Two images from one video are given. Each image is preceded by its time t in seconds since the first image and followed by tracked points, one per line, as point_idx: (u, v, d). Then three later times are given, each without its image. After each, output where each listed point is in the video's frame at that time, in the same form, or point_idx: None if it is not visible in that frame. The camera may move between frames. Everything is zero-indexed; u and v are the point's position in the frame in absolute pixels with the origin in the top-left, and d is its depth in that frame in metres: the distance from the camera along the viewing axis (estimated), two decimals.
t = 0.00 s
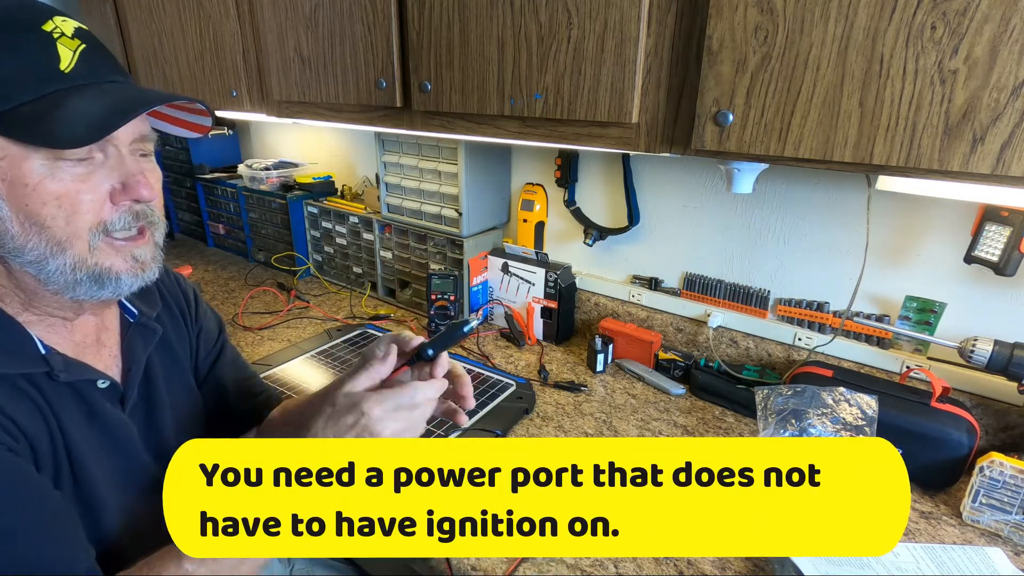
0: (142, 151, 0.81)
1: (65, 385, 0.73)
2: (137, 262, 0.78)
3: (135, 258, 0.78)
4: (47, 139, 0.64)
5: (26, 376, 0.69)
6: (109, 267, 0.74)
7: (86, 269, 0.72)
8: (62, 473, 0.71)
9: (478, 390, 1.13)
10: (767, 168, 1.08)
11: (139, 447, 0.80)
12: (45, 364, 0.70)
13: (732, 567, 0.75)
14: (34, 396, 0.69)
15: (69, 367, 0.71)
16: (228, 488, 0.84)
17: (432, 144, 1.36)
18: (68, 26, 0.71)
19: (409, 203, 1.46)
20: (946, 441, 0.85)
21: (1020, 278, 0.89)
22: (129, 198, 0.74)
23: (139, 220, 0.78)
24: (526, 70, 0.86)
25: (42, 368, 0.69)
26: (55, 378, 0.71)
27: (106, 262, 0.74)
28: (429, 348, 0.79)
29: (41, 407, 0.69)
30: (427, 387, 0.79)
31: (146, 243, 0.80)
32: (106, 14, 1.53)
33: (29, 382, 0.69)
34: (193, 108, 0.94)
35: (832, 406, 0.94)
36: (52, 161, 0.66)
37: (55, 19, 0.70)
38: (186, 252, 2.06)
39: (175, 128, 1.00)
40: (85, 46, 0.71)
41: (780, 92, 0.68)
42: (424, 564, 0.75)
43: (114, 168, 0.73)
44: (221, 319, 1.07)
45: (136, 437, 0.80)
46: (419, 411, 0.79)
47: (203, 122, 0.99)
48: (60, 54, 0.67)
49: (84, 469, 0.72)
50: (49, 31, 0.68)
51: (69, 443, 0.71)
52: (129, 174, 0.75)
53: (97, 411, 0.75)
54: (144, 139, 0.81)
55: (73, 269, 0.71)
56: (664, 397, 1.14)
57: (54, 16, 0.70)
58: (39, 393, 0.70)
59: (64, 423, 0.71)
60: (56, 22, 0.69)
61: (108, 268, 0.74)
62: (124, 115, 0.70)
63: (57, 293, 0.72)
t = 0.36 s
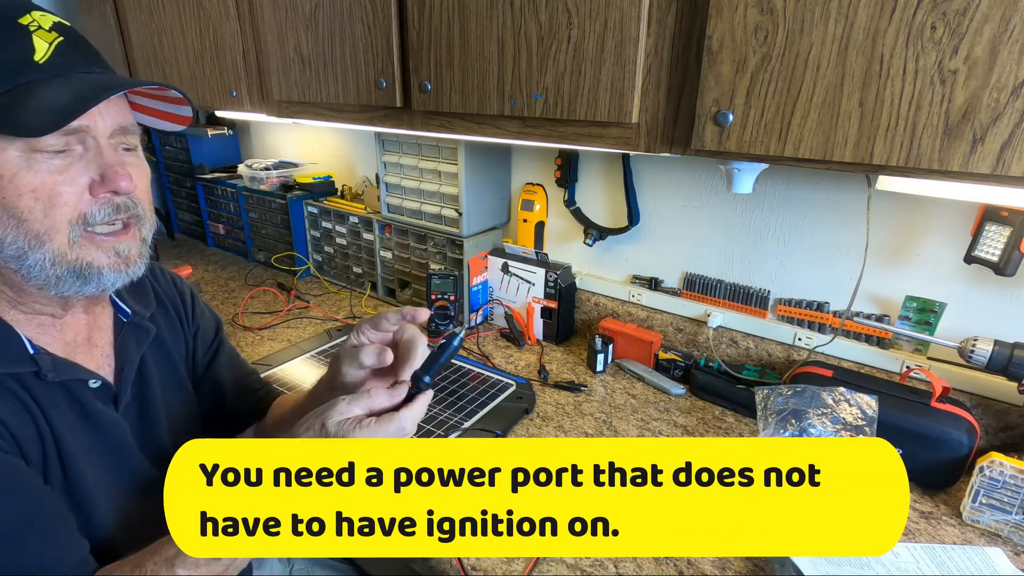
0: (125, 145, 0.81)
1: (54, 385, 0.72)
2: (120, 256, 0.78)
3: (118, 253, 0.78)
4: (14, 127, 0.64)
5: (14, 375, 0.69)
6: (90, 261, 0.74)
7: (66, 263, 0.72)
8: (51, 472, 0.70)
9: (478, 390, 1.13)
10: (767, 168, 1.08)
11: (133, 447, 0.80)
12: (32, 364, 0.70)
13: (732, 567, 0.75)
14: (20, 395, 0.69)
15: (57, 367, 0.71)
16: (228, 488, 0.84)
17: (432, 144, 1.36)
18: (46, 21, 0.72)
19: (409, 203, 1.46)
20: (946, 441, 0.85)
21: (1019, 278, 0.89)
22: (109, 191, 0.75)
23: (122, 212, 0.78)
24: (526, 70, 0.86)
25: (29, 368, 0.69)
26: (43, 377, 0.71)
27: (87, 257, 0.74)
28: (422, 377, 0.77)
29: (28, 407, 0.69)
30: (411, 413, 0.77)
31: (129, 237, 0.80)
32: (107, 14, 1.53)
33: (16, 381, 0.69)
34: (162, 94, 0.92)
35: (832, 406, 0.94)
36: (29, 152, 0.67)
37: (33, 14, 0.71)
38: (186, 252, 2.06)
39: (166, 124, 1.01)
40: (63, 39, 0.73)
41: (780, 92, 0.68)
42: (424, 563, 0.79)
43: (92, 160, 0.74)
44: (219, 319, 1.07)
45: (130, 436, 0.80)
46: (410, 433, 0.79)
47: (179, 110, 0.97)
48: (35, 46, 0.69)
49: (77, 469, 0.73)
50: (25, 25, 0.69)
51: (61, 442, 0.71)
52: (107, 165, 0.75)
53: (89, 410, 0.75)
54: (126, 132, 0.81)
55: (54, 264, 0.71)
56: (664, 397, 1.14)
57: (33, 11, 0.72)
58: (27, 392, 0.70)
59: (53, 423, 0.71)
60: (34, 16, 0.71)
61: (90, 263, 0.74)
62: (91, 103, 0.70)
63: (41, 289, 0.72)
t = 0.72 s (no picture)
0: (115, 148, 0.80)
1: (54, 385, 0.72)
2: (95, 257, 0.77)
3: (95, 254, 0.77)
4: None
5: (13, 375, 0.69)
6: (63, 262, 0.73)
7: (39, 263, 0.71)
8: (48, 471, 0.70)
9: (478, 390, 1.13)
10: (767, 168, 1.08)
11: (133, 447, 0.80)
12: (31, 364, 0.70)
13: (732, 567, 0.75)
14: (17, 395, 0.69)
15: (56, 367, 0.71)
16: (228, 487, 0.84)
17: (432, 144, 1.36)
18: (49, 24, 0.73)
19: (409, 203, 1.46)
20: (946, 441, 0.85)
21: (1019, 278, 0.89)
22: (83, 193, 0.73)
23: (100, 216, 0.77)
24: (526, 70, 0.86)
25: (27, 368, 0.69)
26: (42, 378, 0.71)
27: (62, 258, 0.73)
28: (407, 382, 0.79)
29: (25, 407, 0.69)
30: (386, 410, 0.77)
31: (110, 241, 0.79)
32: (107, 14, 1.53)
33: (14, 381, 0.69)
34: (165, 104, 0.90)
35: (832, 406, 0.94)
36: (8, 150, 0.68)
37: (38, 17, 0.72)
38: (186, 252, 2.06)
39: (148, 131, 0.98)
40: (59, 40, 0.72)
41: (780, 92, 0.68)
42: (424, 563, 0.79)
43: (70, 162, 0.73)
44: (220, 320, 1.07)
45: (130, 436, 0.80)
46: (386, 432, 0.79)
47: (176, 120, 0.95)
48: (27, 45, 0.69)
49: (76, 470, 0.73)
50: (25, 26, 0.70)
51: (59, 443, 0.71)
52: (84, 167, 0.74)
53: (88, 410, 0.75)
54: (116, 135, 0.80)
55: (26, 263, 0.71)
56: (664, 397, 1.14)
57: (40, 15, 0.73)
58: (25, 392, 0.70)
59: (51, 423, 0.71)
60: (37, 19, 0.72)
61: (62, 264, 0.73)
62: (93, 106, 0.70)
63: (19, 288, 0.73)
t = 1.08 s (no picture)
0: (113, 153, 0.81)
1: (51, 387, 0.73)
2: (87, 270, 0.76)
3: (86, 268, 0.76)
4: None
5: (11, 377, 0.69)
6: (55, 271, 0.73)
7: (30, 270, 0.71)
8: (45, 473, 0.70)
9: (478, 390, 1.13)
10: (767, 168, 1.08)
11: (131, 448, 0.80)
12: (29, 367, 0.70)
13: (732, 567, 0.75)
14: (14, 398, 0.69)
15: (53, 370, 0.71)
16: (228, 487, 0.83)
17: (432, 144, 1.36)
18: (55, 27, 0.74)
19: (409, 203, 1.46)
20: (946, 441, 0.85)
21: (1019, 278, 0.89)
22: (75, 200, 0.73)
23: (92, 223, 0.77)
24: (526, 70, 0.86)
25: (23, 371, 0.69)
26: (38, 381, 0.70)
27: (53, 267, 0.73)
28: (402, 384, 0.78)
29: (22, 410, 0.69)
30: (376, 411, 0.75)
31: (105, 254, 0.79)
32: (106, 14, 1.53)
33: (12, 384, 0.69)
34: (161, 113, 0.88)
35: (832, 406, 0.94)
36: (6, 151, 0.69)
37: (42, 19, 0.73)
38: (186, 252, 2.06)
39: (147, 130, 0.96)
40: (63, 44, 0.73)
41: (780, 92, 0.68)
42: (424, 563, 0.79)
43: (66, 168, 0.74)
44: (221, 321, 1.07)
45: (128, 437, 0.80)
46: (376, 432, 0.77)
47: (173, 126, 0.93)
48: (29, 49, 0.69)
49: (74, 472, 0.73)
50: (29, 29, 0.70)
51: (55, 445, 0.71)
52: (79, 174, 0.74)
53: (86, 412, 0.75)
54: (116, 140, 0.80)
55: (18, 269, 0.71)
56: (664, 397, 1.14)
57: (44, 17, 0.73)
58: (23, 395, 0.70)
59: (47, 425, 0.71)
60: (42, 22, 0.72)
61: (53, 272, 0.73)
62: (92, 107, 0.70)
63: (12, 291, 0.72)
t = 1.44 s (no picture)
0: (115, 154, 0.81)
1: (51, 389, 0.73)
2: (89, 266, 0.76)
3: (88, 262, 0.76)
4: None
5: (11, 378, 0.69)
6: (57, 267, 0.73)
7: (34, 267, 0.71)
8: (43, 476, 0.70)
9: (478, 390, 1.13)
10: (767, 168, 1.08)
11: (130, 450, 0.80)
12: (28, 368, 0.70)
13: (732, 567, 0.75)
14: (14, 399, 0.69)
15: (53, 371, 0.72)
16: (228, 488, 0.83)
17: (432, 144, 1.36)
18: (57, 29, 0.74)
19: (409, 203, 1.46)
20: (946, 441, 0.85)
21: (1019, 278, 0.89)
22: (77, 200, 0.73)
23: (95, 223, 0.77)
24: (526, 70, 0.86)
25: (22, 372, 0.69)
26: (37, 382, 0.70)
27: (55, 263, 0.73)
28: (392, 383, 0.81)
29: (22, 411, 0.69)
30: (363, 408, 0.74)
31: (107, 249, 0.79)
32: (106, 14, 1.53)
33: (12, 386, 0.69)
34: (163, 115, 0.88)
35: (832, 406, 0.94)
36: (7, 152, 0.69)
37: (45, 21, 0.73)
38: (186, 252, 2.06)
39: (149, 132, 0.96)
40: (66, 46, 0.73)
41: (780, 92, 0.68)
42: (424, 563, 0.80)
43: (68, 169, 0.74)
44: (220, 322, 1.07)
45: (127, 439, 0.80)
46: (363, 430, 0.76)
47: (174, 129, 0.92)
48: (31, 51, 0.69)
49: (73, 473, 0.72)
50: (31, 30, 0.70)
51: (54, 447, 0.71)
52: (80, 175, 0.74)
53: (85, 413, 0.75)
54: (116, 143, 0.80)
55: (20, 267, 0.71)
56: (664, 397, 1.14)
57: (47, 18, 0.73)
58: (23, 398, 0.70)
59: (46, 427, 0.71)
60: (43, 23, 0.72)
61: (55, 269, 0.73)
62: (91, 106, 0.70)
63: (12, 291, 0.73)
